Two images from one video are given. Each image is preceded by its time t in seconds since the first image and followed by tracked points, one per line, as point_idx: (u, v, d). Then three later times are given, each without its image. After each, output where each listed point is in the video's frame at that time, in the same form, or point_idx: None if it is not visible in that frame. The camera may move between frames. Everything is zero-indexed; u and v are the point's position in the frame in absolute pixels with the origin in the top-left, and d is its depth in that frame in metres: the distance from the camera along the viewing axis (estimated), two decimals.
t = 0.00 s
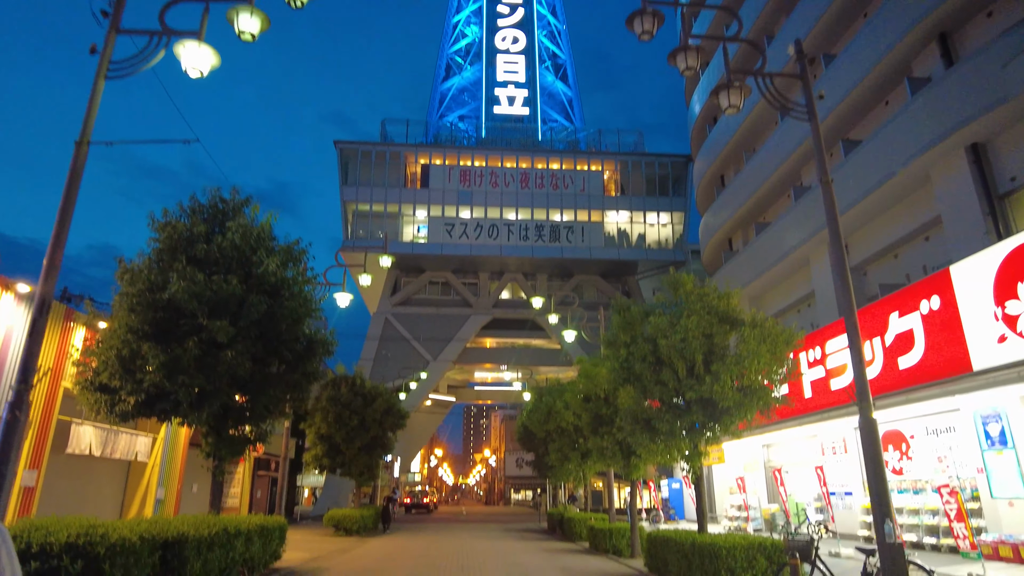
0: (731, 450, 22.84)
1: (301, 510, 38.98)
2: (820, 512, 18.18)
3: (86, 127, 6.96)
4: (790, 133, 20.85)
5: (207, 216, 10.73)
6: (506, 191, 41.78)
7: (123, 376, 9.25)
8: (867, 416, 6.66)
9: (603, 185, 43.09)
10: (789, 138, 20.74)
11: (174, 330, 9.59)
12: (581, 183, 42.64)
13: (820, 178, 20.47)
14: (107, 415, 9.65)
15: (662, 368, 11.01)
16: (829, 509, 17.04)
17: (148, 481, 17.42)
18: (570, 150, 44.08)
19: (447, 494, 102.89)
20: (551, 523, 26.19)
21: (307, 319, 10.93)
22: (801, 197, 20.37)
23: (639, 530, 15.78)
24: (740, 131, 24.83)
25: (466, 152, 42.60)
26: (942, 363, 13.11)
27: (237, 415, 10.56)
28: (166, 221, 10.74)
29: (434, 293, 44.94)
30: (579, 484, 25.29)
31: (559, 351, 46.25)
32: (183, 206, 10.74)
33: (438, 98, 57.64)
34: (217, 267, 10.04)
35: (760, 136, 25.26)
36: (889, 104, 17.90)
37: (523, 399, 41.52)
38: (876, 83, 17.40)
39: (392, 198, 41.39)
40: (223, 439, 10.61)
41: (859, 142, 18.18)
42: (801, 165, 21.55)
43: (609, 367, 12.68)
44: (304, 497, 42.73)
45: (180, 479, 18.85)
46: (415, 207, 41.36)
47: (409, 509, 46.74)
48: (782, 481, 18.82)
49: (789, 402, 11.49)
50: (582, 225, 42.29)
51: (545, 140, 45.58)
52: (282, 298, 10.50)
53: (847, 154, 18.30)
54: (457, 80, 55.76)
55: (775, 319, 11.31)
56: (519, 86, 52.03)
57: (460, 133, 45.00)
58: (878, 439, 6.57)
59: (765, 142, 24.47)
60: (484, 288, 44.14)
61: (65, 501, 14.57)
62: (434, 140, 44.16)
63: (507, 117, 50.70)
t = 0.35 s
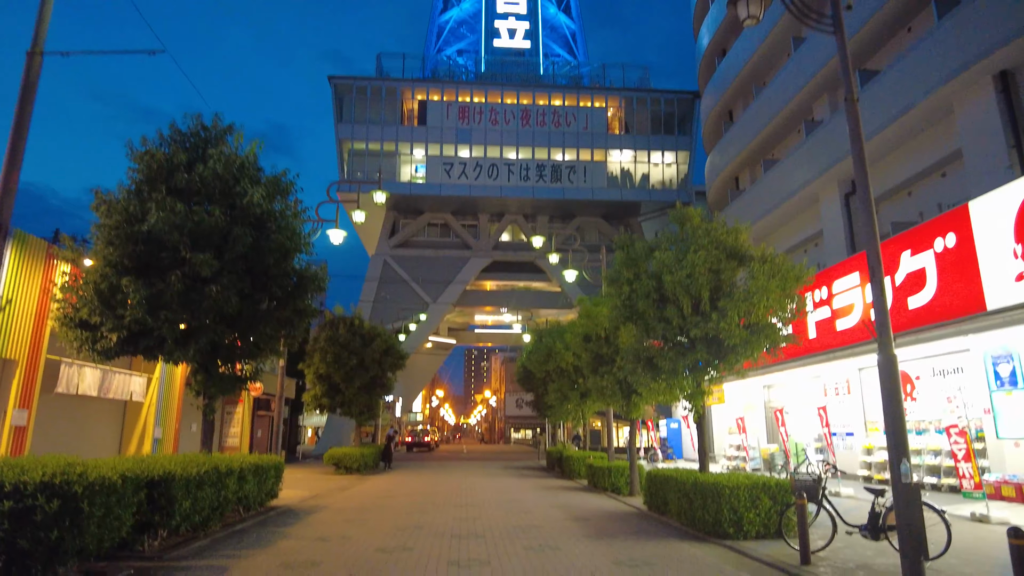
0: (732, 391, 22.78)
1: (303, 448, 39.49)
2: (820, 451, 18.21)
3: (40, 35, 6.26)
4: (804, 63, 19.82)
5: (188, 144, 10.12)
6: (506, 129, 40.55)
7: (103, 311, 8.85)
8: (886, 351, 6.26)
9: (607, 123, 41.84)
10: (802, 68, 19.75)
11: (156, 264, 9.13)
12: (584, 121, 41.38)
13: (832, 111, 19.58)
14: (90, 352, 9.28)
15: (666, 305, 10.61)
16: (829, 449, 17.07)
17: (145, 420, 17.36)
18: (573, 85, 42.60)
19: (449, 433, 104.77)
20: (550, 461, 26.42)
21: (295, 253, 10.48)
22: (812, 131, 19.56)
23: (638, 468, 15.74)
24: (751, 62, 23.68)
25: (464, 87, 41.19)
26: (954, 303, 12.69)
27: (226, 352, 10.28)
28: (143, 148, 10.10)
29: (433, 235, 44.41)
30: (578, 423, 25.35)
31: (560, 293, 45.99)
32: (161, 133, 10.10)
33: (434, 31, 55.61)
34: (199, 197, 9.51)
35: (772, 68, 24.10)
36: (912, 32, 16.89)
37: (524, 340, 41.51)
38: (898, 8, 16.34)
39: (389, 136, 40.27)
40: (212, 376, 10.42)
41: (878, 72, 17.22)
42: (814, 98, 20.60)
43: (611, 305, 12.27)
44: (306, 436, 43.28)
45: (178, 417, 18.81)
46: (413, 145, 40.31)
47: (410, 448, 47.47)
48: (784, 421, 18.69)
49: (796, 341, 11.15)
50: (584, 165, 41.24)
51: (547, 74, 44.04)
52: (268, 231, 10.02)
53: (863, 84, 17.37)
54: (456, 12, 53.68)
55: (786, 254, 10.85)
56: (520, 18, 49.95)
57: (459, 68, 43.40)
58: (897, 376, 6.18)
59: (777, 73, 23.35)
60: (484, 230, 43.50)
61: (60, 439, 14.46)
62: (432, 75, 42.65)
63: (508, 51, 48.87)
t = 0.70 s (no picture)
0: (733, 351, 22.49)
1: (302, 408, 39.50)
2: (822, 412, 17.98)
3: None
4: (815, 9, 18.90)
5: (163, 89, 9.46)
6: (505, 84, 39.42)
7: (76, 267, 8.35)
8: (910, 306, 5.80)
9: (609, 78, 40.68)
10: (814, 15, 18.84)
11: (131, 216, 8.60)
12: (586, 75, 40.24)
13: (844, 61, 18.75)
14: (64, 311, 8.81)
15: (670, 262, 10.15)
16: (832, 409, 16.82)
17: (136, 380, 17.09)
18: (574, 38, 41.28)
19: (449, 394, 105.43)
20: (548, 422, 26.29)
21: (280, 206, 9.95)
22: (823, 83, 18.77)
23: (637, 429, 15.47)
24: (759, 10, 22.67)
25: (462, 40, 39.93)
26: (969, 261, 12.17)
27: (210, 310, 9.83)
28: (114, 93, 9.44)
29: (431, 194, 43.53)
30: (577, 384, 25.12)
31: (559, 253, 45.46)
32: (133, 77, 9.44)
33: None
34: (175, 145, 8.93)
35: (781, 16, 23.10)
36: None
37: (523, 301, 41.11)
38: None
39: (385, 91, 39.24)
40: (195, 335, 9.99)
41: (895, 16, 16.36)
42: (825, 47, 19.72)
43: (612, 262, 11.77)
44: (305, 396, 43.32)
45: (170, 377, 18.57)
46: (409, 101, 39.26)
47: (409, 408, 47.56)
48: (786, 383, 18.43)
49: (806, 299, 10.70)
50: (585, 121, 40.17)
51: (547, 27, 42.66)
52: (249, 182, 9.48)
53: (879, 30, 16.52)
54: None
55: (797, 208, 10.34)
56: None
57: (456, 20, 42.00)
58: (921, 332, 5.74)
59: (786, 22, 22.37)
60: (483, 190, 42.71)
61: (47, 400, 14.14)
62: (428, 27, 41.32)
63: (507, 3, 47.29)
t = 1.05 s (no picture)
0: (738, 336, 21.99)
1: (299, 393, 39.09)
2: (829, 398, 17.60)
3: None
4: None
5: (140, 54, 8.87)
6: (505, 63, 38.62)
7: (45, 243, 7.81)
8: (947, 284, 5.30)
9: (611, 57, 39.86)
10: None
11: (105, 188, 8.04)
12: (587, 54, 39.45)
13: (856, 34, 18.08)
14: (35, 290, 8.29)
15: (678, 239, 9.63)
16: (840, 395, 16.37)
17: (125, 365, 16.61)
18: (575, 16, 40.40)
19: (449, 380, 105.20)
20: (548, 407, 25.85)
21: (265, 179, 9.42)
22: (834, 57, 18.12)
23: (640, 415, 15.01)
24: None
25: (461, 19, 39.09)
26: (989, 239, 11.63)
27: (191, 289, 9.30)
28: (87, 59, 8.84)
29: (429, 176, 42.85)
30: (578, 368, 24.64)
31: (560, 237, 44.85)
32: (107, 41, 8.83)
33: None
34: (151, 112, 8.36)
35: None
36: None
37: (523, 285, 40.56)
38: None
39: (382, 71, 38.51)
40: (177, 316, 9.51)
41: None
42: (836, 21, 19.03)
43: (616, 241, 11.23)
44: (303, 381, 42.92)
45: (158, 361, 18.20)
46: (407, 81, 38.49)
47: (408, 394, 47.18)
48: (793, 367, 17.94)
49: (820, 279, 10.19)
50: (587, 102, 39.35)
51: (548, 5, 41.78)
52: (231, 153, 8.92)
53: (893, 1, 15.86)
54: None
55: (811, 182, 9.81)
56: None
57: None
58: (958, 310, 5.24)
59: None
60: (482, 172, 42.03)
61: (31, 385, 13.66)
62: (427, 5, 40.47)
63: None
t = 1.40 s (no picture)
0: (741, 322, 21.54)
1: (296, 380, 38.76)
2: (835, 385, 17.18)
3: None
4: None
5: (112, 19, 8.30)
6: (504, 45, 37.88)
7: (8, 221, 7.30)
8: (986, 262, 4.82)
9: (612, 39, 39.12)
10: None
11: (72, 162, 7.51)
12: (588, 37, 38.71)
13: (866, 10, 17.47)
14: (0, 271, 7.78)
15: (684, 218, 9.13)
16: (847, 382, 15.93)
17: (111, 351, 16.15)
18: None
19: (448, 367, 105.01)
20: (547, 394, 25.45)
21: (246, 154, 8.87)
22: (843, 34, 17.50)
23: (641, 402, 14.58)
24: None
25: None
26: (1008, 221, 11.12)
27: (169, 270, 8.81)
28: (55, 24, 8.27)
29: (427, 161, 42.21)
30: (577, 355, 24.22)
31: (559, 223, 44.33)
32: (76, 6, 8.26)
33: None
34: (122, 81, 7.79)
35: None
36: None
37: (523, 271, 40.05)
38: None
39: (378, 53, 37.81)
40: (154, 299, 9.01)
41: None
42: None
43: (618, 222, 10.72)
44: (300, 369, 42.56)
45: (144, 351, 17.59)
46: (404, 63, 37.77)
47: (406, 381, 46.84)
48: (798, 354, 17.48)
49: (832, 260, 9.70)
50: (587, 85, 38.62)
51: None
52: (209, 126, 8.36)
53: None
54: None
55: (825, 158, 9.29)
56: None
57: None
58: (998, 290, 4.76)
59: None
60: (480, 157, 41.39)
61: (14, 370, 13.26)
62: None
63: None
